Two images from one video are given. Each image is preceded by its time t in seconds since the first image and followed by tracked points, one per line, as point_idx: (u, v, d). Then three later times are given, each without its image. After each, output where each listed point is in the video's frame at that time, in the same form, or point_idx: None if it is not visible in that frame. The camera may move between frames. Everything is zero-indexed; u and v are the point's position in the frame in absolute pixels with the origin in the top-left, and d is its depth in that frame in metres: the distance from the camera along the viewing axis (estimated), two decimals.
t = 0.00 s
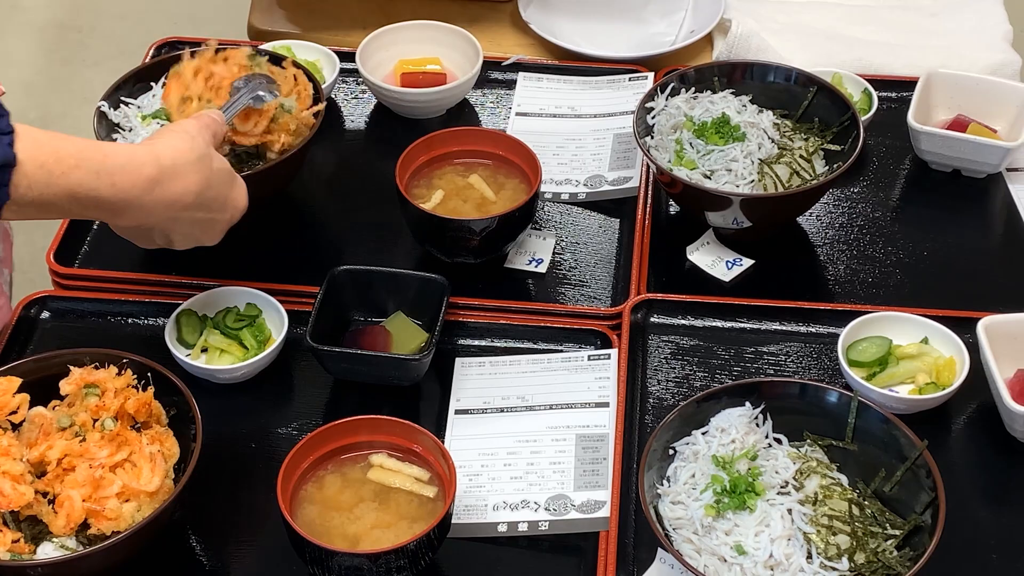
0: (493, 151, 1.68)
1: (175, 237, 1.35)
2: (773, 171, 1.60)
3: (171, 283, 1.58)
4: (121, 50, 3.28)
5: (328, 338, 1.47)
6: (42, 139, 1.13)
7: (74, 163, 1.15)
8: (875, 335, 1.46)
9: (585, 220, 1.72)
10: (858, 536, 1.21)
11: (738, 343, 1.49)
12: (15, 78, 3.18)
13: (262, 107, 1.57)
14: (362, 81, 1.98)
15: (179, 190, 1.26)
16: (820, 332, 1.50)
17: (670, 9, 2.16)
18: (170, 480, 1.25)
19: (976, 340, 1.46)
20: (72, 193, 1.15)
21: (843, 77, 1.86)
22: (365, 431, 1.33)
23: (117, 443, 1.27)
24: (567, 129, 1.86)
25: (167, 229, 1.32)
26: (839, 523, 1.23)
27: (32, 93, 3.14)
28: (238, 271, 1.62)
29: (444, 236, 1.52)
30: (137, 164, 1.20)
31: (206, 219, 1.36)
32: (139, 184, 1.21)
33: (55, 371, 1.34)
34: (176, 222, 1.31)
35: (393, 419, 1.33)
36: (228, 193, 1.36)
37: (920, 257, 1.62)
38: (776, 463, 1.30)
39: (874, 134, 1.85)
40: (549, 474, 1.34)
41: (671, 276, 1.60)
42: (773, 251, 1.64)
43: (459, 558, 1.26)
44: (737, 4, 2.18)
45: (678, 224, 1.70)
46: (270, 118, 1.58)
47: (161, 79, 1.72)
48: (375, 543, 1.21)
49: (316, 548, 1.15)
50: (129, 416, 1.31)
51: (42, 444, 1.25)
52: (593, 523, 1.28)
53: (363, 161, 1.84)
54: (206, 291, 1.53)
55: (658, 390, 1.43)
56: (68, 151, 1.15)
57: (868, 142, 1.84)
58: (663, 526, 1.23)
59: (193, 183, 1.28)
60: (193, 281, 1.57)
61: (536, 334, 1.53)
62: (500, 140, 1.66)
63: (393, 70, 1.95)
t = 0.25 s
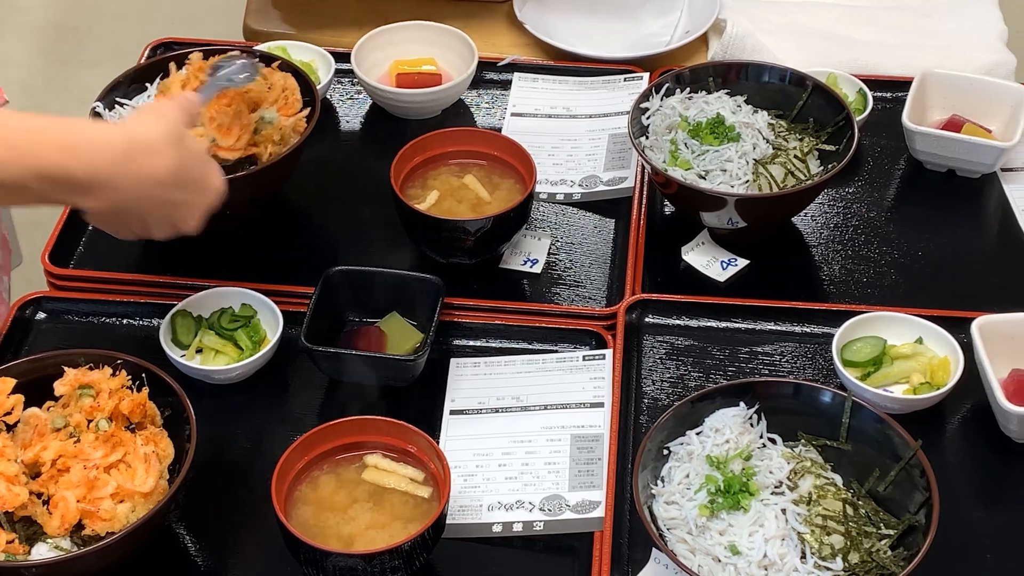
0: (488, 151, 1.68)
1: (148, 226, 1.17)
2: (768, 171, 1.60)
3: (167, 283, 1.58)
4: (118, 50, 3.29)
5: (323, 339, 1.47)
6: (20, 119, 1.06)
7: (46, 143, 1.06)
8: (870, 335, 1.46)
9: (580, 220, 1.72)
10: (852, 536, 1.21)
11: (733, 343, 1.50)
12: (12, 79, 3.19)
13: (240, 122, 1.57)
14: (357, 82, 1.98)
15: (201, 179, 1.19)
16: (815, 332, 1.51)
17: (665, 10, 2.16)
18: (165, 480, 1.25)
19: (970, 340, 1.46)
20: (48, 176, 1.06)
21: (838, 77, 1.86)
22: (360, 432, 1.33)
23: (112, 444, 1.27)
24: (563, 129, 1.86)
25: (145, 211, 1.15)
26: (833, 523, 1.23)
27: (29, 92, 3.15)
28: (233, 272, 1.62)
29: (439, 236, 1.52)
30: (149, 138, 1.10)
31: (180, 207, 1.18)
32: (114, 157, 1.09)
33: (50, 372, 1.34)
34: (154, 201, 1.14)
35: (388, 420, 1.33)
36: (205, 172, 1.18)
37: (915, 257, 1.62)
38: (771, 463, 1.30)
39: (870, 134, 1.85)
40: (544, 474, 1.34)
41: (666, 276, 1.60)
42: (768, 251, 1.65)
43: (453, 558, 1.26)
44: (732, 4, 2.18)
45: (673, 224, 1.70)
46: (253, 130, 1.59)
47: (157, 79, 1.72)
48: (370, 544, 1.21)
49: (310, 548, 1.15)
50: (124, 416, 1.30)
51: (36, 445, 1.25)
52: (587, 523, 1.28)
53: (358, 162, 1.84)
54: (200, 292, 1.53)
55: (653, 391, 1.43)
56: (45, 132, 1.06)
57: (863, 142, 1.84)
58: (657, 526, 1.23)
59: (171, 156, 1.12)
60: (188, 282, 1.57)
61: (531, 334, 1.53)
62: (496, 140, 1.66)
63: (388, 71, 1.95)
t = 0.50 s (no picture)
0: (482, 152, 1.68)
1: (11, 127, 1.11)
2: (762, 172, 1.60)
3: (161, 285, 1.58)
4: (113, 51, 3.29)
5: (317, 340, 1.47)
6: None
7: None
8: (863, 336, 1.46)
9: (574, 221, 1.72)
10: (844, 537, 1.21)
11: (726, 344, 1.50)
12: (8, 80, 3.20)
13: (233, 123, 1.56)
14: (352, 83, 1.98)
15: (130, 95, 1.23)
16: (808, 333, 1.51)
17: (660, 11, 2.16)
18: (158, 481, 1.25)
19: (964, 341, 1.46)
20: None
21: (832, 78, 1.86)
22: (353, 432, 1.33)
23: (105, 446, 1.26)
24: (557, 130, 1.87)
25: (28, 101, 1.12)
26: (826, 523, 1.23)
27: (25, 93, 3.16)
28: (228, 273, 1.62)
29: (433, 237, 1.52)
30: None
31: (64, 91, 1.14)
32: None
33: (44, 373, 1.34)
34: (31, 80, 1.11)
35: (382, 421, 1.33)
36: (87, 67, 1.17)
37: (908, 258, 1.63)
38: (764, 464, 1.30)
39: (864, 135, 1.86)
40: (538, 475, 1.34)
41: (660, 277, 1.60)
42: (762, 252, 1.65)
43: (447, 559, 1.26)
44: (727, 6, 2.18)
45: (667, 226, 1.70)
46: (245, 132, 1.58)
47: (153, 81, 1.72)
48: (362, 545, 1.21)
49: (303, 549, 1.15)
50: (118, 418, 1.30)
51: (30, 447, 1.25)
52: (581, 524, 1.28)
53: (352, 163, 1.84)
54: (195, 293, 1.53)
55: (647, 392, 1.43)
56: None
57: (858, 143, 1.84)
58: (651, 528, 1.23)
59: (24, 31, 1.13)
60: (182, 283, 1.57)
61: (525, 336, 1.53)
62: (490, 141, 1.67)
63: (383, 72, 1.95)
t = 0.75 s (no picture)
0: (477, 149, 1.68)
1: None
2: (758, 169, 1.60)
3: (157, 283, 1.58)
4: (110, 50, 3.30)
5: (312, 338, 1.47)
6: None
7: None
8: (859, 333, 1.46)
9: (570, 218, 1.72)
10: (840, 533, 1.21)
11: (722, 341, 1.50)
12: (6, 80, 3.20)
13: (230, 121, 1.56)
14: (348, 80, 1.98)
15: None
16: (804, 330, 1.51)
17: (657, 9, 2.16)
18: (153, 479, 1.25)
19: (959, 337, 1.46)
20: None
21: (828, 75, 1.87)
22: (349, 429, 1.33)
23: (100, 443, 1.26)
24: (553, 128, 1.87)
25: None
26: (822, 520, 1.23)
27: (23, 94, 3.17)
28: (223, 271, 1.62)
29: (428, 234, 1.52)
30: None
31: None
32: None
33: (40, 371, 1.34)
34: None
35: (377, 418, 1.33)
36: None
37: (905, 255, 1.63)
38: (759, 461, 1.30)
39: (860, 132, 1.86)
40: (533, 472, 1.34)
41: (656, 274, 1.61)
42: (759, 249, 1.65)
43: (443, 556, 1.26)
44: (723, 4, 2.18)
45: (663, 223, 1.70)
46: (241, 130, 1.58)
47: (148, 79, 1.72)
48: (358, 542, 1.21)
49: (298, 546, 1.14)
50: (113, 415, 1.30)
51: (25, 444, 1.25)
52: (577, 521, 1.28)
53: (348, 161, 1.84)
54: (190, 291, 1.54)
55: (642, 389, 1.43)
56: None
57: (854, 140, 1.84)
58: (646, 524, 1.23)
59: None
60: (178, 281, 1.57)
61: (521, 333, 1.53)
62: (485, 139, 1.67)
63: (379, 69, 1.95)
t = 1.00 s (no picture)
0: (477, 147, 1.68)
1: None
2: (758, 167, 1.60)
3: (156, 280, 1.58)
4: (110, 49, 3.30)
5: (312, 335, 1.47)
6: None
7: None
8: (859, 330, 1.46)
9: (570, 216, 1.72)
10: (840, 530, 1.21)
11: (722, 338, 1.50)
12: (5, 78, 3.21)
13: (229, 118, 1.57)
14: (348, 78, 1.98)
15: None
16: (804, 328, 1.51)
17: (656, 7, 2.16)
18: (153, 476, 1.25)
19: (959, 335, 1.46)
20: None
21: (828, 73, 1.86)
22: (349, 427, 1.33)
23: (100, 440, 1.25)
24: (553, 125, 1.87)
25: None
26: (822, 516, 1.23)
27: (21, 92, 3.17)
28: (223, 269, 1.62)
29: (428, 232, 1.52)
30: None
31: None
32: None
33: (40, 369, 1.34)
34: None
35: (377, 415, 1.33)
36: None
37: (905, 252, 1.63)
38: (759, 458, 1.30)
39: (860, 130, 1.86)
40: (534, 469, 1.34)
41: (656, 272, 1.61)
42: (759, 246, 1.65)
43: (443, 553, 1.26)
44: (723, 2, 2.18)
45: (663, 220, 1.70)
46: (240, 128, 1.58)
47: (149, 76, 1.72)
48: (358, 539, 1.21)
49: (298, 543, 1.14)
50: (113, 413, 1.29)
51: (25, 441, 1.24)
52: (577, 518, 1.28)
53: (348, 158, 1.84)
54: (190, 288, 1.54)
55: (642, 386, 1.43)
56: None
57: (854, 138, 1.84)
58: (646, 521, 1.23)
59: None
60: (178, 279, 1.57)
61: (521, 330, 1.53)
62: (485, 136, 1.67)
63: (378, 68, 1.95)
